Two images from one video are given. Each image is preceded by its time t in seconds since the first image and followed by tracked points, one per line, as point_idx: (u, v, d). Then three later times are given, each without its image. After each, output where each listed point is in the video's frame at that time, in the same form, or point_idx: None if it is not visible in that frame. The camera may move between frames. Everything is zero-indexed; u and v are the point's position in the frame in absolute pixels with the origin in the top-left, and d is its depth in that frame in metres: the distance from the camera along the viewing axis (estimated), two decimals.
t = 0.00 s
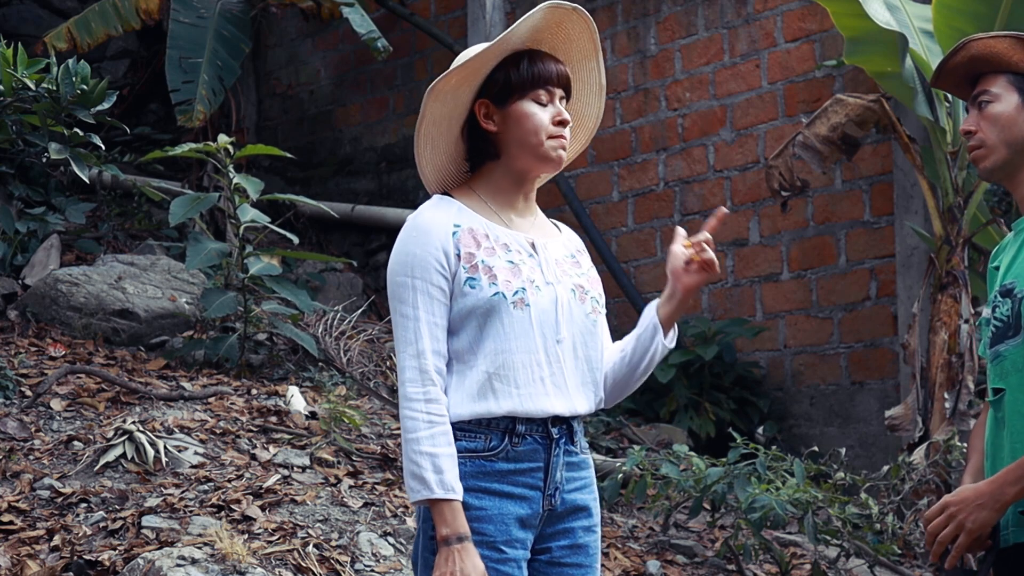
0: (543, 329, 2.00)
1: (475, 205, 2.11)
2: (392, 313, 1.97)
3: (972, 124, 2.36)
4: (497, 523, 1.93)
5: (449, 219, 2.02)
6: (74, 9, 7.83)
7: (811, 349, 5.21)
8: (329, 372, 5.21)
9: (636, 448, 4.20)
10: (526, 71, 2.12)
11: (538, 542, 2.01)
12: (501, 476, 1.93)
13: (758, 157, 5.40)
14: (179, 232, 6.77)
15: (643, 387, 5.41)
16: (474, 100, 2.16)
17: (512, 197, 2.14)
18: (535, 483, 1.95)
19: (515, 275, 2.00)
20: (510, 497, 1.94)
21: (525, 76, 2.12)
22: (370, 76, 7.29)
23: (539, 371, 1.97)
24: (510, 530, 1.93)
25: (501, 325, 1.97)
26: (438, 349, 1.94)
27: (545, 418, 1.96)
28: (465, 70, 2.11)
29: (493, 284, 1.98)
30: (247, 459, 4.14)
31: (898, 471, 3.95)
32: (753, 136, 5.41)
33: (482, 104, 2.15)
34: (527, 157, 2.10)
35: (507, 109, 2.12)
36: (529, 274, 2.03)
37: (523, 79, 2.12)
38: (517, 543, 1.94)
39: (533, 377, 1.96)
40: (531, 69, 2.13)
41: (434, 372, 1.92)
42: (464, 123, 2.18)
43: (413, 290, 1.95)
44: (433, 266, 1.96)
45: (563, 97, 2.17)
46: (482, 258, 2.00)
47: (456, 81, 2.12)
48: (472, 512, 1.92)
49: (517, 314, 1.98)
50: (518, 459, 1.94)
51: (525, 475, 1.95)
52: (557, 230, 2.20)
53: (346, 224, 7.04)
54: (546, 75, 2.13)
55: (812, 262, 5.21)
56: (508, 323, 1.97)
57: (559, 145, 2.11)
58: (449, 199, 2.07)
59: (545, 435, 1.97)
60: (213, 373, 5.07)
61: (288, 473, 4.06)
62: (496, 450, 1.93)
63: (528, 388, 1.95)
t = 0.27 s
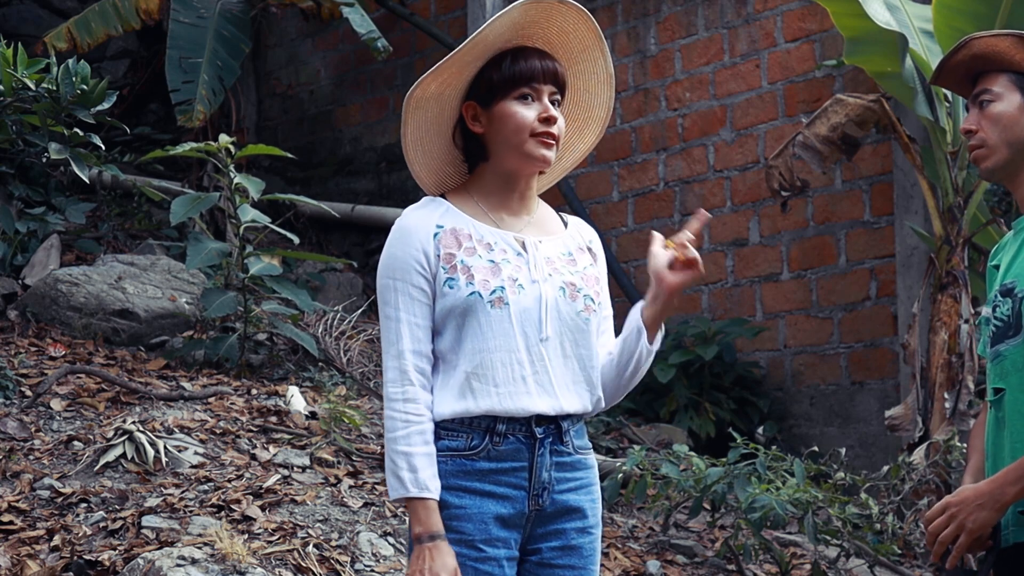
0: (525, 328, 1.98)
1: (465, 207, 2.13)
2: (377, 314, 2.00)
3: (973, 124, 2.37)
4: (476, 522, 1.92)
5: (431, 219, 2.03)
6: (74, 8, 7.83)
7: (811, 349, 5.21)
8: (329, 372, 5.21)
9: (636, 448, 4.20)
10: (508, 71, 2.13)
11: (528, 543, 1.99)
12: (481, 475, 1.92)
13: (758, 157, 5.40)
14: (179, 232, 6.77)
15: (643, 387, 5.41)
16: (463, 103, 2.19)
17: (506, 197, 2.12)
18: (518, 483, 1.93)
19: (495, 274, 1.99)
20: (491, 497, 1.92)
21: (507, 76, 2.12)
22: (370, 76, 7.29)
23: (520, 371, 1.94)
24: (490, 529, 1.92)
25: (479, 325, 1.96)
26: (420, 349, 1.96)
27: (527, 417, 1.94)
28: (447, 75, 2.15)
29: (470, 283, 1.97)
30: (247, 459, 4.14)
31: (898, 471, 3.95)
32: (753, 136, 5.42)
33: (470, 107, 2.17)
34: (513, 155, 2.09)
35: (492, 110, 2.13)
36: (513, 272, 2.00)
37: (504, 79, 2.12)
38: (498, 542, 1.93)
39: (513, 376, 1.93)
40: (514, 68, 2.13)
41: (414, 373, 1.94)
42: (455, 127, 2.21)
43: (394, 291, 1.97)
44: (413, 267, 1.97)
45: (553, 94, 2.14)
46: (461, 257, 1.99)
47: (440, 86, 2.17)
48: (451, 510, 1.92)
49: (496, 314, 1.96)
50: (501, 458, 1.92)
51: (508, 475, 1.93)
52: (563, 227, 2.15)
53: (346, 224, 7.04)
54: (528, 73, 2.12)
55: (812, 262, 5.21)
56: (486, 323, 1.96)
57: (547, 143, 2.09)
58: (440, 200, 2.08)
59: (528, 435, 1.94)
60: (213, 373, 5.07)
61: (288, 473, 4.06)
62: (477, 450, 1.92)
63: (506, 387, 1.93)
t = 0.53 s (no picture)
0: (513, 328, 1.97)
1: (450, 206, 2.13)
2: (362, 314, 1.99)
3: (971, 122, 2.36)
4: (463, 523, 1.91)
5: (419, 219, 2.02)
6: (74, 8, 7.83)
7: (811, 349, 5.21)
8: (329, 373, 5.22)
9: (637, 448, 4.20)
10: (496, 70, 2.12)
11: (517, 543, 1.98)
12: (469, 476, 1.92)
13: (758, 157, 5.40)
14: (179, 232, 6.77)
15: (643, 387, 5.41)
16: (451, 101, 2.19)
17: (491, 197, 2.12)
18: (506, 484, 1.93)
19: (482, 274, 1.98)
20: (478, 497, 1.92)
21: (494, 75, 2.12)
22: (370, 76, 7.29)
23: (507, 371, 1.94)
24: (477, 530, 1.92)
25: (466, 325, 1.95)
26: (404, 350, 1.95)
27: (515, 417, 1.94)
28: (435, 73, 2.15)
29: (457, 283, 1.96)
30: (247, 459, 4.14)
31: (898, 471, 3.95)
32: (753, 136, 5.41)
33: (458, 105, 2.18)
34: (499, 155, 2.08)
35: (478, 109, 2.13)
36: (500, 272, 2.00)
37: (492, 78, 2.12)
38: (485, 543, 1.92)
39: (499, 377, 1.93)
40: (502, 67, 2.13)
41: (397, 374, 1.93)
42: (444, 124, 2.22)
43: (379, 291, 1.96)
44: (398, 267, 1.97)
45: (542, 94, 2.14)
46: (449, 258, 1.98)
47: (428, 83, 2.17)
48: (438, 510, 1.91)
49: (483, 314, 1.96)
50: (488, 459, 1.92)
51: (495, 476, 1.92)
52: (552, 225, 2.15)
53: (346, 224, 7.05)
54: (515, 73, 2.11)
55: (812, 262, 5.21)
56: (473, 323, 1.95)
57: (532, 144, 2.09)
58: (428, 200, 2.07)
59: (516, 435, 1.94)
60: (213, 373, 5.07)
61: (288, 473, 4.06)
62: (465, 450, 1.92)
63: (493, 388, 1.93)
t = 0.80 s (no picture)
0: (507, 322, 1.98)
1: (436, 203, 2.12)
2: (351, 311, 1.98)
3: (966, 120, 2.36)
4: (454, 527, 1.90)
5: (412, 214, 2.01)
6: (74, 8, 7.83)
7: (811, 349, 5.21)
8: (329, 373, 5.22)
9: (636, 448, 4.20)
10: (479, 66, 2.13)
11: (507, 544, 1.98)
12: (461, 478, 1.91)
13: (758, 157, 5.40)
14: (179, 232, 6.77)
15: (643, 387, 5.42)
16: (434, 98, 2.19)
17: (477, 192, 2.12)
18: (497, 487, 1.93)
19: (477, 268, 1.99)
20: (470, 500, 1.91)
21: (477, 70, 2.13)
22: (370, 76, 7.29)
23: (502, 364, 1.95)
24: (468, 534, 1.90)
25: (461, 320, 1.95)
26: (393, 346, 1.94)
27: (511, 413, 1.94)
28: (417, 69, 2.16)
29: (453, 277, 1.96)
30: (247, 459, 4.14)
31: (898, 471, 3.94)
32: (753, 136, 5.41)
33: (441, 102, 2.18)
34: (483, 150, 2.08)
35: (461, 104, 2.14)
36: (494, 267, 2.00)
37: (474, 73, 2.13)
38: (476, 547, 1.91)
39: (495, 370, 1.94)
40: (485, 63, 2.13)
41: (386, 370, 1.92)
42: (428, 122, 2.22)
43: (371, 286, 1.95)
44: (391, 262, 1.96)
45: (525, 89, 2.14)
46: (443, 252, 1.98)
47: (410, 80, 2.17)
48: (430, 514, 1.89)
49: (479, 308, 1.96)
50: (481, 461, 1.92)
51: (487, 479, 1.92)
52: (539, 223, 2.17)
53: (346, 224, 7.05)
54: (498, 67, 2.12)
55: (812, 262, 5.21)
56: (469, 317, 1.95)
57: (516, 138, 2.08)
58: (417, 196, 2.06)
59: (510, 438, 1.94)
60: (213, 373, 5.07)
61: (288, 473, 4.06)
62: (458, 452, 1.91)
63: (489, 381, 1.93)
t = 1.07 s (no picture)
0: (500, 323, 1.98)
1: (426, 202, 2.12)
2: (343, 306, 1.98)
3: (962, 121, 2.36)
4: (451, 528, 1.90)
5: (405, 212, 2.01)
6: (74, 8, 7.83)
7: (811, 349, 5.21)
8: (329, 372, 5.22)
9: (636, 448, 4.20)
10: (472, 68, 2.13)
11: (501, 544, 1.98)
12: (457, 478, 1.90)
13: (758, 157, 5.40)
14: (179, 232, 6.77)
15: (643, 387, 5.42)
16: (427, 98, 2.19)
17: (466, 193, 2.12)
18: (492, 486, 1.93)
19: (472, 269, 1.98)
20: (466, 501, 1.91)
21: (470, 72, 2.13)
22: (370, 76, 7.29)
23: (495, 365, 1.95)
24: (464, 535, 1.91)
25: (456, 320, 1.95)
26: (383, 344, 1.94)
27: (505, 414, 1.94)
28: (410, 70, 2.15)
29: (448, 277, 1.96)
30: (247, 460, 4.14)
31: (898, 471, 3.95)
32: (753, 136, 5.42)
33: (433, 103, 2.18)
34: (476, 151, 2.09)
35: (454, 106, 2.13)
36: (488, 268, 2.01)
37: (468, 75, 2.13)
38: (472, 547, 1.92)
39: (489, 370, 1.94)
40: (478, 65, 2.13)
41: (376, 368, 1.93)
42: (419, 121, 2.21)
43: (363, 283, 1.95)
44: (384, 259, 1.95)
45: (518, 92, 2.14)
46: (437, 252, 1.98)
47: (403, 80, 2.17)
48: (426, 515, 1.89)
49: (474, 308, 1.96)
50: (476, 461, 1.92)
51: (482, 478, 1.92)
52: (526, 224, 2.17)
53: (346, 224, 7.05)
54: (491, 70, 2.12)
55: (812, 262, 5.21)
56: (463, 317, 1.95)
57: (508, 141, 2.09)
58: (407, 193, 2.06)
59: (504, 437, 1.94)
60: (213, 373, 5.07)
61: (288, 474, 4.06)
62: (453, 452, 1.91)
63: (484, 381, 1.93)
